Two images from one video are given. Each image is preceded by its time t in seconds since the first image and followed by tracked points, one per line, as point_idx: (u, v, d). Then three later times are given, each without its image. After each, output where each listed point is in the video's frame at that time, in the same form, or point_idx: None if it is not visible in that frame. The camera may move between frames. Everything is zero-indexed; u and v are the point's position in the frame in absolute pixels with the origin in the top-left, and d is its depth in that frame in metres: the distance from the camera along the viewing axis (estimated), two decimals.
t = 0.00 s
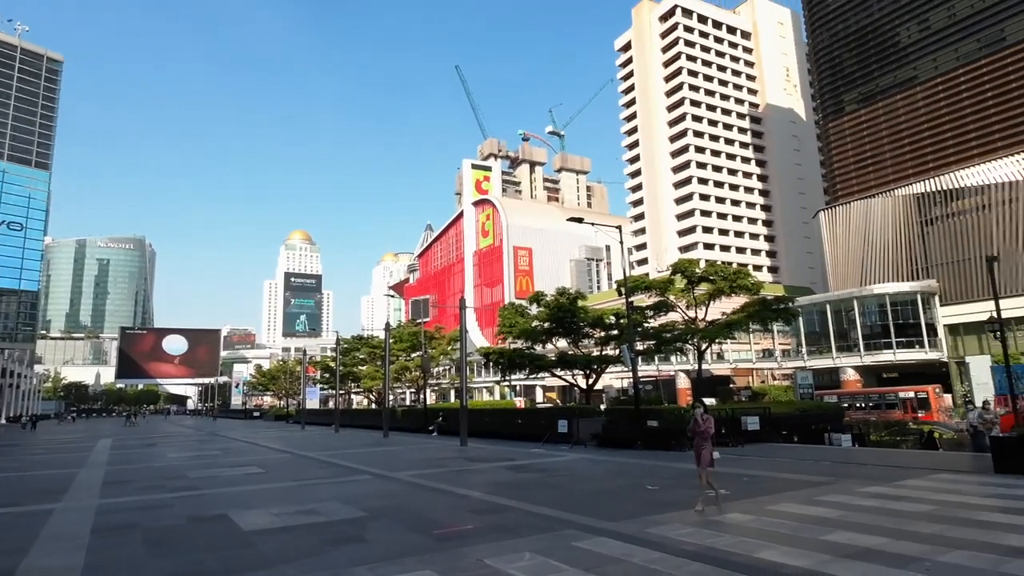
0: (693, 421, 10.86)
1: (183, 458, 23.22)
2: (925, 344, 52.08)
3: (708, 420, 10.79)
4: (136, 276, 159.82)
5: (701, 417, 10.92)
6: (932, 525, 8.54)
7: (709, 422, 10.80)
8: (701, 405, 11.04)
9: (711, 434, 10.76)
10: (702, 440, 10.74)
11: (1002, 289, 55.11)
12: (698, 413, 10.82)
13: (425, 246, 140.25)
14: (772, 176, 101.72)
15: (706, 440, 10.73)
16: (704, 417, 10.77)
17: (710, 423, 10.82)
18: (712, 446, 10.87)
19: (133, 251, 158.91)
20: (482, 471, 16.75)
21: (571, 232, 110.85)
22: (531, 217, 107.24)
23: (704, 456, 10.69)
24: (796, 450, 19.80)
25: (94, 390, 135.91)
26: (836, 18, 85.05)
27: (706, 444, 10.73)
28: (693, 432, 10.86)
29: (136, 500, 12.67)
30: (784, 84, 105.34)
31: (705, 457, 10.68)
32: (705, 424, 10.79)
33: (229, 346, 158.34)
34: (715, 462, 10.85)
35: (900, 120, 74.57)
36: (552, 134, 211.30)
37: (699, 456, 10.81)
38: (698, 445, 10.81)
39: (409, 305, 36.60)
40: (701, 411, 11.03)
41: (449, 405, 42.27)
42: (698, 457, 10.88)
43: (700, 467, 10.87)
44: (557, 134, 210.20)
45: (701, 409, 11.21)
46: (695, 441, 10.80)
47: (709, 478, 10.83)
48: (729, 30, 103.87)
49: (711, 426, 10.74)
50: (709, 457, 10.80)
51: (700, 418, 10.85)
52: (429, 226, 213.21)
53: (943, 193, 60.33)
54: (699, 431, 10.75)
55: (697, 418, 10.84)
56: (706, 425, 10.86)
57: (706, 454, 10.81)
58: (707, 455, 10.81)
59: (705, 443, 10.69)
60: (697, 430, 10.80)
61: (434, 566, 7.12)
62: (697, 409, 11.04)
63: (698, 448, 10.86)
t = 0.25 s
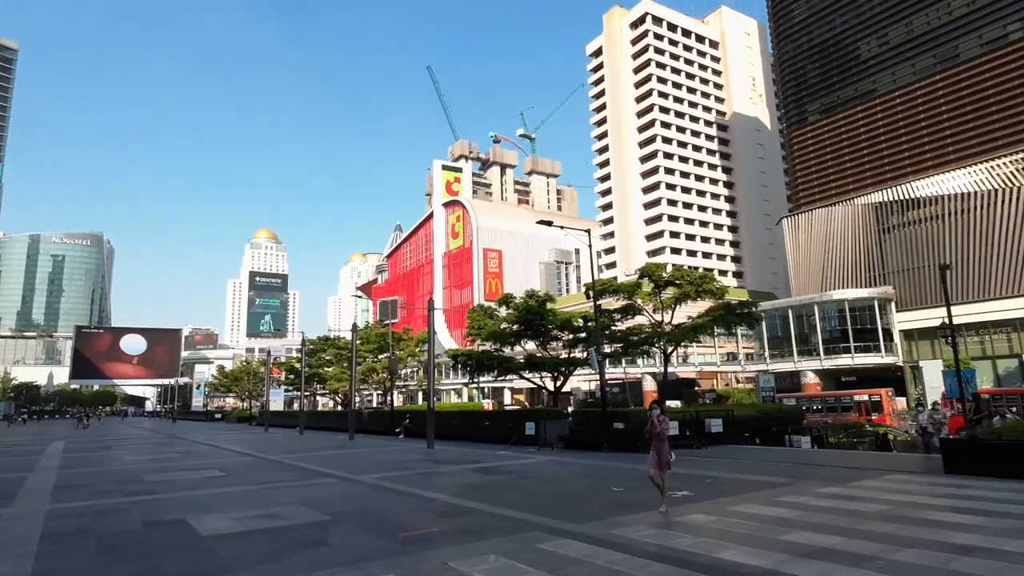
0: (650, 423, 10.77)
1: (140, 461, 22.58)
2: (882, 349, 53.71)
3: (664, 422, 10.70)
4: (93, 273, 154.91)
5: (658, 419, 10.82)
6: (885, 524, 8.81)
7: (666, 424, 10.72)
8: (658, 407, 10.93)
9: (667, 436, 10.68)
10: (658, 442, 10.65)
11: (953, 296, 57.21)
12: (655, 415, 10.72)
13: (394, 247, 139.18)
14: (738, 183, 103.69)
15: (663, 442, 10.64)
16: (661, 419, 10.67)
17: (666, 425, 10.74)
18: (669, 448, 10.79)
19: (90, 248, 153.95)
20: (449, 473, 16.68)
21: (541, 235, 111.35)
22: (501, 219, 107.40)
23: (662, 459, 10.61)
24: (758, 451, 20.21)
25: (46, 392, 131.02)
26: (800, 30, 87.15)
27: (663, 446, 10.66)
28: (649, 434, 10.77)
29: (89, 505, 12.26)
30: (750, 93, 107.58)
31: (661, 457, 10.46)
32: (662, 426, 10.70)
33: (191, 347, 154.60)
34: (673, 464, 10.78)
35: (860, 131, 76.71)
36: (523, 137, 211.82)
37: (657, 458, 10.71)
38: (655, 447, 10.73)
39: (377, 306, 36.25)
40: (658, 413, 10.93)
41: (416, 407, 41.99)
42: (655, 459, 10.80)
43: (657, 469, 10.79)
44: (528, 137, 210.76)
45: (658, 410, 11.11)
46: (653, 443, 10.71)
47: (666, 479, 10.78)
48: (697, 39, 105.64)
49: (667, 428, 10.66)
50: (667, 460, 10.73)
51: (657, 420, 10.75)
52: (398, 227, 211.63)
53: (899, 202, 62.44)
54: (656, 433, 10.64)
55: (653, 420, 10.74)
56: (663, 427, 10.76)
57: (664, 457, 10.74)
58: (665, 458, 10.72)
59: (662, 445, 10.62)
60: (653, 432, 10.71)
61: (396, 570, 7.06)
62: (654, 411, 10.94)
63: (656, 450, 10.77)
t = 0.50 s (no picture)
0: (607, 426, 10.86)
1: (92, 464, 21.83)
2: (839, 353, 55.24)
3: (620, 425, 10.82)
4: (45, 269, 149.25)
5: (615, 422, 10.93)
6: (838, 524, 9.08)
7: (622, 427, 10.83)
8: (615, 411, 11.06)
9: (624, 438, 10.80)
10: (614, 445, 10.74)
11: (906, 302, 59.20)
12: (612, 418, 10.83)
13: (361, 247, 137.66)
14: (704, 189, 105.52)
15: (620, 445, 10.76)
16: (618, 422, 10.79)
17: (623, 428, 10.85)
18: (625, 450, 10.89)
19: (42, 243, 148.17)
20: (412, 476, 16.57)
21: (510, 237, 111.50)
22: (470, 221, 107.24)
23: (619, 461, 10.71)
24: (719, 453, 20.56)
25: None
26: (765, 42, 89.19)
27: (620, 448, 10.75)
28: (606, 437, 10.84)
29: (36, 510, 11.80)
30: (716, 102, 109.67)
31: (619, 460, 10.57)
32: (618, 429, 10.81)
33: (148, 346, 150.18)
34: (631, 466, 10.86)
35: (820, 142, 78.91)
36: (493, 139, 211.94)
37: (614, 461, 10.80)
38: (613, 450, 10.83)
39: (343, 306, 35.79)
40: (615, 416, 11.04)
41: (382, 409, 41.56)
42: (612, 462, 10.88)
43: (615, 472, 10.88)
44: (498, 139, 210.97)
45: (615, 414, 11.22)
46: (610, 446, 10.79)
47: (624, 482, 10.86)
48: (666, 47, 107.27)
49: (624, 431, 10.76)
50: (625, 461, 10.82)
51: (614, 423, 10.87)
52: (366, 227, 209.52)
53: (857, 211, 64.33)
54: (613, 436, 10.74)
55: (610, 423, 10.86)
56: (619, 430, 10.88)
57: (621, 459, 10.83)
58: (623, 459, 10.82)
59: (619, 447, 10.71)
60: (610, 435, 10.80)
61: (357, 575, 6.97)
62: (611, 414, 11.06)
63: (613, 453, 10.86)
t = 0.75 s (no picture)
0: (560, 430, 10.64)
1: (40, 467, 21.01)
2: (798, 358, 56.67)
3: (574, 429, 10.60)
4: None
5: (569, 426, 10.71)
6: (796, 524, 9.28)
7: (577, 430, 10.61)
8: (569, 414, 10.84)
9: (578, 442, 10.59)
10: (568, 449, 10.54)
11: (862, 308, 61.02)
12: (565, 422, 10.63)
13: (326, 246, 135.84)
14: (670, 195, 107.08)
15: (574, 449, 10.56)
16: (571, 426, 10.57)
17: (577, 432, 10.61)
18: (580, 455, 10.69)
19: None
20: (375, 479, 16.41)
21: (478, 239, 111.44)
22: (438, 222, 106.85)
23: (573, 465, 10.54)
24: (682, 455, 20.85)
25: None
26: (730, 52, 91.06)
27: (573, 453, 10.55)
28: (560, 442, 10.63)
29: None
30: (683, 109, 111.52)
31: (574, 464, 10.41)
32: (572, 433, 10.59)
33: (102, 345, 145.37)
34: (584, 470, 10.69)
35: (783, 150, 80.87)
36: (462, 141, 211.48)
37: (567, 466, 10.61)
38: (566, 455, 10.65)
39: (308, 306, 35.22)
40: (568, 420, 10.82)
41: (345, 412, 41.02)
42: (566, 467, 10.67)
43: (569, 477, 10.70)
44: (467, 141, 210.60)
45: (569, 417, 11.00)
46: (564, 450, 10.60)
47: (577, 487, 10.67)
48: (635, 54, 108.59)
49: (577, 435, 10.54)
50: (578, 466, 10.63)
51: (567, 427, 10.65)
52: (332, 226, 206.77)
53: (817, 219, 66.14)
54: (566, 441, 10.52)
55: (564, 428, 10.63)
56: (573, 434, 10.66)
57: (575, 464, 10.63)
58: (576, 464, 10.62)
59: (572, 452, 10.51)
60: (564, 440, 10.59)
61: None
62: (566, 418, 10.83)
63: (568, 458, 10.65)
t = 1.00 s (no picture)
0: (516, 431, 10.58)
1: None
2: (758, 361, 57.91)
3: (530, 431, 10.56)
4: None
5: (524, 428, 10.65)
6: (752, 524, 9.50)
7: (532, 432, 10.57)
8: (525, 415, 10.79)
9: (533, 444, 10.53)
10: (524, 451, 10.46)
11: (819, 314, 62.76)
12: (521, 423, 10.57)
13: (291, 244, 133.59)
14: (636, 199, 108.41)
15: (529, 451, 10.48)
16: (527, 427, 10.52)
17: (533, 434, 10.56)
18: (534, 457, 10.62)
19: None
20: (337, 481, 16.19)
21: (445, 240, 110.99)
22: (405, 222, 106.10)
23: (525, 469, 10.42)
24: (644, 457, 21.12)
25: None
26: (697, 61, 92.73)
27: (528, 455, 10.45)
28: (515, 444, 10.56)
29: None
30: (650, 116, 113.09)
31: (526, 467, 10.26)
32: (528, 434, 10.53)
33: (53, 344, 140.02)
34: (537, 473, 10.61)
35: (746, 159, 82.69)
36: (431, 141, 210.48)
37: (521, 469, 10.55)
38: (520, 456, 10.55)
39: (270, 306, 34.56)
40: (524, 421, 10.77)
41: (308, 413, 40.40)
42: (519, 470, 10.51)
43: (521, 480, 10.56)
44: (436, 141, 209.64)
45: (526, 419, 10.95)
46: (518, 452, 10.52)
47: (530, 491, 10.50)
48: (604, 59, 109.73)
49: (533, 437, 10.50)
50: (530, 469, 10.47)
51: (523, 429, 10.59)
52: (296, 225, 203.41)
53: (778, 227, 67.88)
54: (521, 442, 10.46)
55: (520, 429, 10.57)
56: (529, 435, 10.61)
57: (528, 467, 10.48)
58: (529, 467, 10.55)
59: (527, 455, 10.41)
60: (520, 442, 10.52)
61: None
62: (521, 419, 10.77)
63: (521, 460, 10.57)
